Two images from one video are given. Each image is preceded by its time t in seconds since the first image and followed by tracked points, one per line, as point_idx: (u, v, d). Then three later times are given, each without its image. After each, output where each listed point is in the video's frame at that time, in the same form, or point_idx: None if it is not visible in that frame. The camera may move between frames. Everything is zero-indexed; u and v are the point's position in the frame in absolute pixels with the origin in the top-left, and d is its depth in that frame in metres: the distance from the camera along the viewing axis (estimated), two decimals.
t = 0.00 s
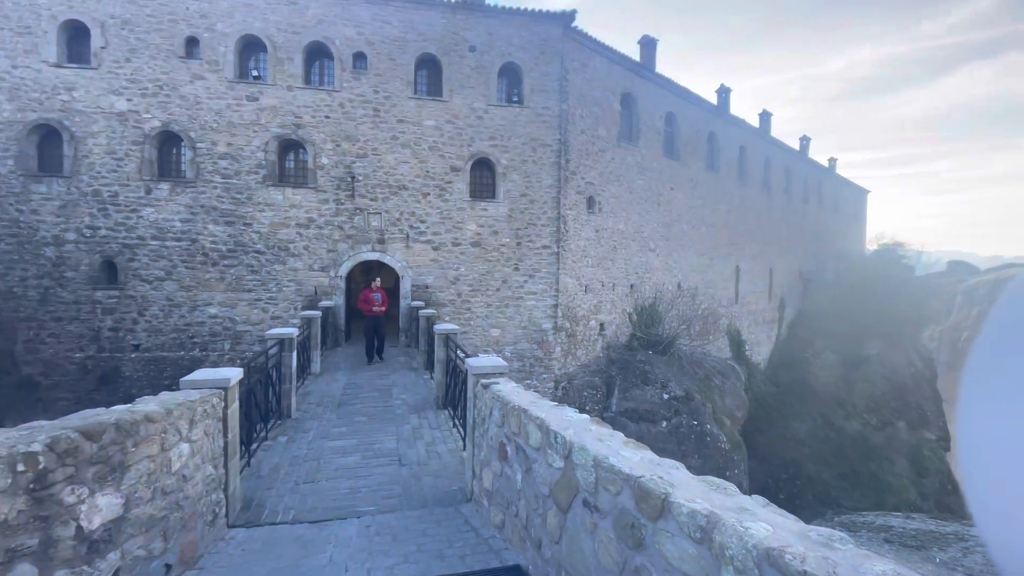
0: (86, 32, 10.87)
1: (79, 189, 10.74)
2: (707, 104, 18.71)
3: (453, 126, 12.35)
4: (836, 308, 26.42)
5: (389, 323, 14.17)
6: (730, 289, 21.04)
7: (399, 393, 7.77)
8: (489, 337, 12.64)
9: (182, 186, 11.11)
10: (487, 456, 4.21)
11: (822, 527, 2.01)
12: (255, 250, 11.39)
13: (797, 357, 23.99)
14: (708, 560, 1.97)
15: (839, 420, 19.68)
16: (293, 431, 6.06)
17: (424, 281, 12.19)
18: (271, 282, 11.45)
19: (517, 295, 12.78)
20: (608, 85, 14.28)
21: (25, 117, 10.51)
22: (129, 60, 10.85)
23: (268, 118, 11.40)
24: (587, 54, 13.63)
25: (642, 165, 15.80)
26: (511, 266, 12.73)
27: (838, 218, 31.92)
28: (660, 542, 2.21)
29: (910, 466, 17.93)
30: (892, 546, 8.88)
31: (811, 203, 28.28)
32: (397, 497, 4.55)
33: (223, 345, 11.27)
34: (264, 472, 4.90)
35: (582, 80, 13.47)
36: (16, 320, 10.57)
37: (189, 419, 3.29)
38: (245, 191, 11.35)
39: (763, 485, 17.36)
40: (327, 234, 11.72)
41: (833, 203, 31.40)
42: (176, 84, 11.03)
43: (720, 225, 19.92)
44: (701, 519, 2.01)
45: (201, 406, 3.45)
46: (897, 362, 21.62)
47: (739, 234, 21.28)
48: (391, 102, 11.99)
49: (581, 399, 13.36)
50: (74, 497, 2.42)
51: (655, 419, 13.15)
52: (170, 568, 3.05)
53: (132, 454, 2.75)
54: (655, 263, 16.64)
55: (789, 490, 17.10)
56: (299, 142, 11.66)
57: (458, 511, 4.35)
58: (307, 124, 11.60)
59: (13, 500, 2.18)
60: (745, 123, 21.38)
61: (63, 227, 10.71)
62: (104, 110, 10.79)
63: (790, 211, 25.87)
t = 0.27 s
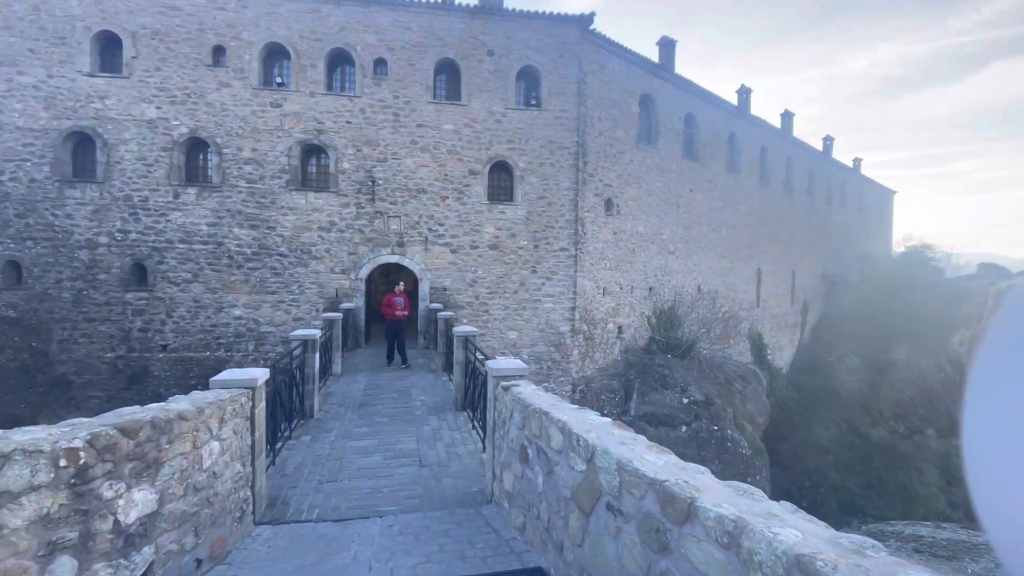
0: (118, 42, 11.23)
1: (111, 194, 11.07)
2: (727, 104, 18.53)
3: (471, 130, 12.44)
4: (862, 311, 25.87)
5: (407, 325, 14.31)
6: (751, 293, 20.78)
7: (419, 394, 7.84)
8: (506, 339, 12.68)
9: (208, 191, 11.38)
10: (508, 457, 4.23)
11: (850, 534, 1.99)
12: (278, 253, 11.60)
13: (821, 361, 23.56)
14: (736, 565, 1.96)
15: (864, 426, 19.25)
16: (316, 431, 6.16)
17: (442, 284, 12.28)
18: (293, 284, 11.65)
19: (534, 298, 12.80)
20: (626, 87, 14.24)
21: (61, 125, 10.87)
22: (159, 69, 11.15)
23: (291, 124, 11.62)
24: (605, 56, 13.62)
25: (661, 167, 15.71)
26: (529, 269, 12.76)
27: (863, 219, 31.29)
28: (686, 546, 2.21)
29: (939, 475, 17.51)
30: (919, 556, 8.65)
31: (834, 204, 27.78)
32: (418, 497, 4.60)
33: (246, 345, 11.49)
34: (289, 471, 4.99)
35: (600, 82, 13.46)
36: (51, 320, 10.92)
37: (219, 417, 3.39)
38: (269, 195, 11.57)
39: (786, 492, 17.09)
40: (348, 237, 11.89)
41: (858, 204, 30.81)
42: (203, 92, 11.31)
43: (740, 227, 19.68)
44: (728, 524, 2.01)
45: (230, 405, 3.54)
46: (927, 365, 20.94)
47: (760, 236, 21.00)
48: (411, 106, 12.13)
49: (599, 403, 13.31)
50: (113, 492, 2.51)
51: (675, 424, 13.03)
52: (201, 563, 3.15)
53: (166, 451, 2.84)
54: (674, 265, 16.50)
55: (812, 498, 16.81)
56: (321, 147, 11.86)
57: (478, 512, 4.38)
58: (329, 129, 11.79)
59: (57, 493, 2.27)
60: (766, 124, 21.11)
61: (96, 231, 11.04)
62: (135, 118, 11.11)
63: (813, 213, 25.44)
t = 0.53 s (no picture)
0: (146, 51, 11.52)
1: (138, 199, 11.34)
2: (745, 105, 18.37)
3: (488, 133, 12.52)
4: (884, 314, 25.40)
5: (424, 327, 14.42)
6: (770, 296, 20.55)
7: (437, 396, 7.90)
8: (522, 342, 12.70)
9: (231, 195, 11.60)
10: (529, 459, 4.25)
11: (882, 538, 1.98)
12: (298, 256, 11.78)
13: (842, 365, 23.17)
14: (766, 569, 1.96)
15: (888, 432, 18.87)
16: (337, 431, 6.25)
17: (458, 286, 12.35)
18: (313, 286, 11.82)
19: (550, 300, 12.80)
20: (642, 89, 14.21)
21: (91, 132, 11.18)
22: (184, 76, 11.41)
23: (312, 130, 11.81)
24: (622, 59, 13.61)
25: (677, 168, 15.63)
26: (545, 271, 12.77)
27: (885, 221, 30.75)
28: (714, 550, 2.21)
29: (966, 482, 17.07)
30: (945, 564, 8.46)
31: (855, 205, 27.36)
32: (439, 498, 4.65)
33: (267, 347, 11.68)
34: (312, 470, 5.08)
35: (616, 84, 13.45)
36: (80, 321, 11.21)
37: (248, 416, 3.47)
38: (290, 199, 11.76)
39: (806, 498, 16.84)
40: (366, 240, 12.03)
41: (880, 205, 30.27)
42: (227, 99, 11.54)
43: (759, 229, 19.47)
44: (758, 527, 2.01)
45: (258, 404, 3.62)
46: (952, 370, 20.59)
47: (779, 238, 20.75)
48: (428, 111, 12.25)
49: (615, 406, 13.27)
50: (149, 488, 2.59)
51: (692, 428, 12.92)
52: (231, 559, 3.23)
53: (199, 448, 2.92)
54: (691, 268, 16.38)
55: (834, 505, 16.56)
56: (340, 151, 12.02)
57: (498, 513, 4.41)
58: (348, 134, 11.96)
59: (98, 488, 2.37)
60: (785, 124, 20.88)
61: (123, 234, 11.33)
62: (162, 124, 11.37)
63: (834, 214, 25.07)
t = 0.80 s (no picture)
0: (165, 57, 11.71)
1: (157, 202, 11.53)
2: (758, 106, 18.26)
3: (499, 136, 12.56)
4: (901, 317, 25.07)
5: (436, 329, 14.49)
6: (784, 298, 20.36)
7: (450, 397, 7.94)
8: (534, 344, 12.71)
9: (247, 198, 11.75)
10: (545, 461, 4.26)
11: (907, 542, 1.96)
12: (313, 258, 11.89)
13: (858, 369, 22.88)
14: (789, 571, 1.96)
15: (904, 437, 18.60)
16: (352, 432, 6.31)
17: (470, 288, 12.40)
18: (327, 288, 11.92)
19: (561, 303, 12.80)
20: (654, 91, 14.18)
21: (111, 137, 11.38)
22: (202, 82, 11.59)
23: (326, 133, 11.93)
24: (634, 60, 13.60)
25: (690, 170, 15.56)
26: (556, 273, 12.77)
27: (901, 222, 30.34)
28: (736, 552, 2.21)
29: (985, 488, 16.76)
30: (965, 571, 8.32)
31: (871, 207, 27.03)
32: (455, 498, 4.67)
33: (282, 348, 11.80)
34: (329, 470, 5.12)
35: (628, 86, 13.44)
36: (100, 322, 11.41)
37: (270, 416, 3.53)
38: (305, 202, 11.89)
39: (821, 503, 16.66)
40: (379, 243, 12.11)
41: (896, 206, 29.89)
42: (243, 103, 11.70)
43: (772, 231, 19.32)
44: (782, 530, 2.01)
45: (278, 405, 3.67)
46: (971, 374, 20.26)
47: (793, 240, 20.57)
48: (440, 114, 12.32)
49: (627, 408, 13.23)
50: (176, 486, 2.65)
51: (706, 431, 12.83)
52: (253, 556, 3.29)
53: (223, 447, 2.97)
54: (704, 270, 16.28)
55: (850, 511, 16.37)
56: (354, 155, 12.13)
57: (514, 515, 4.42)
58: (361, 138, 12.06)
59: (128, 485, 2.43)
60: (799, 125, 20.70)
61: (142, 237, 11.51)
62: (180, 129, 11.55)
63: (849, 215, 24.78)
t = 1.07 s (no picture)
0: (179, 63, 11.85)
1: (171, 205, 11.68)
2: (768, 106, 18.19)
3: (508, 138, 12.60)
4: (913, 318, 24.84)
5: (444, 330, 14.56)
6: (794, 300, 20.25)
7: (459, 398, 7.97)
8: (542, 346, 12.72)
9: (259, 201, 11.87)
10: (556, 462, 4.28)
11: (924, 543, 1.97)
12: (323, 260, 11.99)
13: (869, 371, 22.69)
14: (805, 571, 1.97)
15: (916, 440, 18.41)
16: (363, 432, 6.36)
17: (478, 290, 12.45)
18: (337, 290, 12.01)
19: (570, 304, 12.81)
20: (663, 92, 14.18)
21: (126, 141, 11.55)
22: (215, 86, 11.73)
23: (336, 136, 12.03)
24: (642, 62, 13.60)
25: (698, 170, 15.53)
26: (565, 275, 12.79)
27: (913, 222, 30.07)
28: (752, 552, 2.22)
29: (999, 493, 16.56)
30: None
31: (882, 207, 26.82)
32: (466, 499, 4.70)
33: (293, 349, 11.90)
34: (342, 470, 5.17)
35: (636, 88, 13.44)
36: (115, 323, 11.57)
37: (286, 416, 3.58)
38: (315, 205, 11.99)
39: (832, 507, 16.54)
40: (389, 245, 12.19)
41: (908, 206, 29.63)
42: (255, 107, 11.83)
43: (782, 232, 19.23)
44: (797, 530, 2.02)
45: (294, 405, 3.73)
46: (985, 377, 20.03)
47: (803, 241, 20.45)
48: (449, 116, 12.39)
49: (636, 410, 13.22)
50: (197, 484, 2.71)
51: (715, 434, 12.78)
52: (270, 553, 3.34)
53: (242, 446, 3.03)
54: (713, 271, 16.23)
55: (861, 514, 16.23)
56: (364, 157, 12.22)
57: (526, 515, 4.44)
58: (371, 140, 12.15)
59: (151, 482, 2.48)
60: (809, 125, 20.59)
61: (156, 239, 11.66)
62: (193, 133, 11.70)
63: (859, 216, 24.58)
